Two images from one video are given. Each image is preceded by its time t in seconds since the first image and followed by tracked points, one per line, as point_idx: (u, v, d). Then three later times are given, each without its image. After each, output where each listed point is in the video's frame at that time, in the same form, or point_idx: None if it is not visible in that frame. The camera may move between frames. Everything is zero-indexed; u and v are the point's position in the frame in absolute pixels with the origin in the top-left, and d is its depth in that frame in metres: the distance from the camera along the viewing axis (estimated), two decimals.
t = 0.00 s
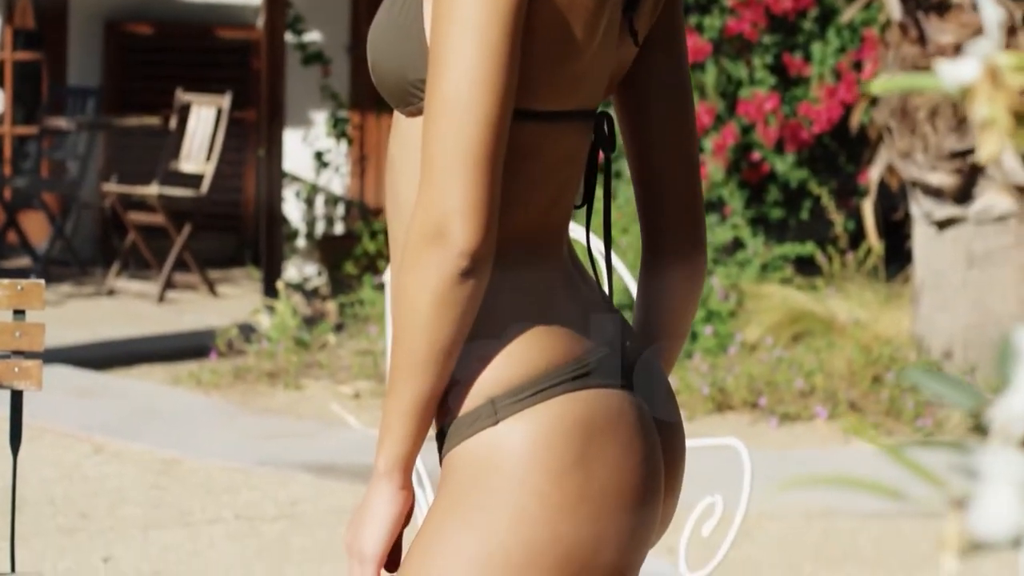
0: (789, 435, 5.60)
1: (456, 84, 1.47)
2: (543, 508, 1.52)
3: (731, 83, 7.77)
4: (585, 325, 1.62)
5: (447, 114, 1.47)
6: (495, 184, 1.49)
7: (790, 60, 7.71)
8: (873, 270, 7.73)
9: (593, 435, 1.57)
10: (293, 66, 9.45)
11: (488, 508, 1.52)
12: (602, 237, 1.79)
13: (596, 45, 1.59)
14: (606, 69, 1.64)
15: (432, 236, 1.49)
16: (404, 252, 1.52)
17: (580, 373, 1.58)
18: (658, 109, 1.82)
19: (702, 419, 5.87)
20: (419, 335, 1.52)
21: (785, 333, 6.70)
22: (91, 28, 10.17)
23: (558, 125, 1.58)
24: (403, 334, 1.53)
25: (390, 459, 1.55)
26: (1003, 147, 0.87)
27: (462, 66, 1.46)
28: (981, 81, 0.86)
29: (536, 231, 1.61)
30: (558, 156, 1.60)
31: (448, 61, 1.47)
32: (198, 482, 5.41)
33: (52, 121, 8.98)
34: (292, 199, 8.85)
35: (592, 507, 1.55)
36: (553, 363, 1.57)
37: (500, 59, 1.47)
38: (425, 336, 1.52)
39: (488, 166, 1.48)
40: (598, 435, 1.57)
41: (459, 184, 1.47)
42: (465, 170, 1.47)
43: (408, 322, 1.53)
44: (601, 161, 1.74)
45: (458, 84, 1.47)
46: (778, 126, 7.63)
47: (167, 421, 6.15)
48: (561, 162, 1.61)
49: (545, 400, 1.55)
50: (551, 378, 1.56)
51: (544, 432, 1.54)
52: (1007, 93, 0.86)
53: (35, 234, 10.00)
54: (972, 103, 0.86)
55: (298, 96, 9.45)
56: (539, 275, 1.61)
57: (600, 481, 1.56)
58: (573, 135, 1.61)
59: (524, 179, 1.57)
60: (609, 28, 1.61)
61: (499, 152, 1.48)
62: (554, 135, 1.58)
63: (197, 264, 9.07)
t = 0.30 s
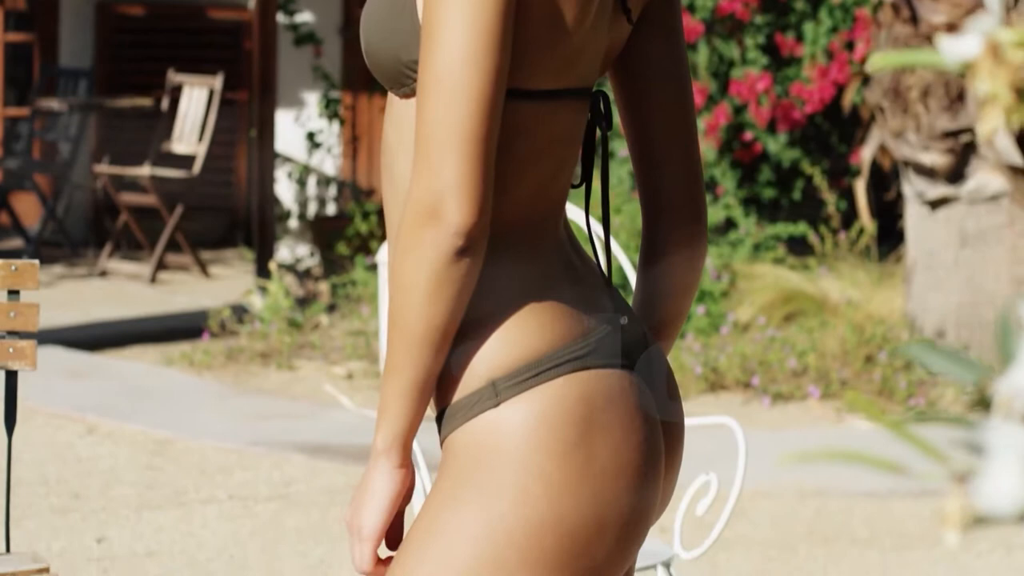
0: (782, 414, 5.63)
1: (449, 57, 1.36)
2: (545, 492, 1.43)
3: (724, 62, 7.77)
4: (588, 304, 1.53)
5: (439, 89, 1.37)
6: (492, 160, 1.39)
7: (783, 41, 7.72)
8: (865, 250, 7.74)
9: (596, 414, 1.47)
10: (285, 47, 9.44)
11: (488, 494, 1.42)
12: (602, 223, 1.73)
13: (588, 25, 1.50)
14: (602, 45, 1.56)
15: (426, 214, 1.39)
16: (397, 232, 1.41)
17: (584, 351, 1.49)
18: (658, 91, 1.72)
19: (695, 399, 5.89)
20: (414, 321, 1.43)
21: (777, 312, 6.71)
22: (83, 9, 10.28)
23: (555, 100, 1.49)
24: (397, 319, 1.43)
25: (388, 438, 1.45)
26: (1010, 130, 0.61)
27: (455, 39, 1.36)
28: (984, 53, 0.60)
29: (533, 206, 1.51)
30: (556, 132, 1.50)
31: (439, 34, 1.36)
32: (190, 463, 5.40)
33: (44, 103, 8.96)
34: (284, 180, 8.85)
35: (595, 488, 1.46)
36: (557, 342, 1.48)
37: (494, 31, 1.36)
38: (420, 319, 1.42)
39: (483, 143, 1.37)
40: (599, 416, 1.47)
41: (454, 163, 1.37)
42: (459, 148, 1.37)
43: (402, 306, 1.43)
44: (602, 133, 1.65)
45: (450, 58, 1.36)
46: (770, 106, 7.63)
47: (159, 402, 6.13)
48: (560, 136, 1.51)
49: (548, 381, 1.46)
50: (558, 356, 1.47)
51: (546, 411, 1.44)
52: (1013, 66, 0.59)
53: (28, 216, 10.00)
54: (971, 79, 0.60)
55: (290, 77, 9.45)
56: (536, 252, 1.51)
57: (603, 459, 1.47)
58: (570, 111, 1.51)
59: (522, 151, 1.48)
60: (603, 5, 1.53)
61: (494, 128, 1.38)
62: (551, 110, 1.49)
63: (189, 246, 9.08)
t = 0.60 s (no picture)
0: (773, 389, 5.64)
1: (439, 35, 1.39)
2: (546, 466, 1.44)
3: (715, 37, 7.82)
4: (583, 282, 1.54)
5: (430, 64, 1.39)
6: (483, 135, 1.40)
7: (774, 15, 7.68)
8: (856, 224, 7.75)
9: (596, 389, 1.48)
10: (275, 21, 9.42)
11: (487, 469, 1.43)
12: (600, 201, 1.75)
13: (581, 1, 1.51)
14: (594, 22, 1.57)
15: (418, 189, 1.40)
16: (393, 207, 1.43)
17: (581, 328, 1.50)
18: (652, 68, 1.73)
19: (686, 373, 5.91)
20: (409, 297, 1.44)
21: (768, 287, 6.72)
22: None
23: (549, 75, 1.50)
24: (393, 294, 1.45)
25: (387, 411, 1.47)
26: (1006, 87, 0.92)
27: (444, 16, 1.38)
28: (985, 24, 0.91)
29: (529, 183, 1.52)
30: (549, 109, 1.51)
31: (431, 12, 1.39)
32: (184, 438, 5.42)
33: (34, 78, 8.93)
34: (275, 156, 8.84)
35: (595, 461, 1.47)
36: (555, 319, 1.49)
37: (483, 7, 1.39)
38: (415, 294, 1.43)
39: (473, 118, 1.39)
40: (597, 389, 1.48)
41: (444, 136, 1.39)
42: (449, 124, 1.39)
43: (397, 282, 1.44)
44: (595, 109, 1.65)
45: (440, 35, 1.39)
46: (760, 81, 7.63)
47: (151, 378, 6.15)
48: (554, 113, 1.52)
49: (545, 356, 1.47)
50: (556, 332, 1.48)
51: (544, 385, 1.46)
52: (1012, 39, 0.90)
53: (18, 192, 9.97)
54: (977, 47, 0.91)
55: (281, 52, 9.44)
56: (532, 231, 1.52)
57: (603, 432, 1.48)
58: (563, 86, 1.52)
59: (514, 130, 1.49)
60: None
61: (485, 103, 1.40)
62: (545, 87, 1.50)
63: (180, 222, 9.06)
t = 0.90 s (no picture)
0: (764, 365, 5.66)
1: (431, 14, 1.40)
2: (544, 445, 1.46)
3: (704, 14, 7.77)
4: (576, 259, 1.55)
5: (421, 43, 1.41)
6: (474, 113, 1.42)
7: None
8: (845, 201, 7.77)
9: (592, 368, 1.50)
10: None
11: (484, 447, 1.45)
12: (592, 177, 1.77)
13: None
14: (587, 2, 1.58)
15: (409, 167, 1.42)
16: (385, 187, 1.45)
17: (577, 305, 1.51)
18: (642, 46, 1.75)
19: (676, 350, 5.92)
20: (403, 276, 1.45)
21: (757, 264, 6.72)
22: None
23: (541, 54, 1.51)
24: (387, 273, 1.46)
25: (382, 387, 1.48)
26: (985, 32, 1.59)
27: None
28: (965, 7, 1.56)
29: (520, 162, 1.53)
30: (543, 88, 1.52)
31: None
32: (173, 415, 5.43)
33: (22, 56, 8.90)
34: (264, 134, 8.83)
35: (595, 439, 1.48)
36: (550, 296, 1.50)
37: None
38: (409, 272, 1.45)
39: (464, 96, 1.41)
40: (594, 366, 1.50)
41: (435, 115, 1.41)
42: (440, 101, 1.41)
43: (391, 260, 1.45)
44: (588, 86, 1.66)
45: (430, 14, 1.40)
46: (750, 57, 7.65)
47: (140, 355, 6.15)
48: (548, 92, 1.53)
49: (541, 334, 1.48)
50: (552, 310, 1.49)
51: (540, 363, 1.47)
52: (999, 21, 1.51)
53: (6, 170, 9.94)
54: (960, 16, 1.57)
55: (270, 30, 9.42)
56: (527, 210, 1.53)
57: (601, 410, 1.49)
58: (556, 64, 1.53)
59: (509, 108, 1.50)
60: None
61: (476, 81, 1.42)
62: (538, 66, 1.51)
63: (169, 200, 9.04)
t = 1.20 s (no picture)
0: (754, 342, 5.68)
1: None
2: (544, 422, 1.47)
3: None
4: (570, 237, 1.56)
5: (415, 22, 1.42)
6: (468, 91, 1.43)
7: None
8: (835, 177, 7.78)
9: (589, 344, 1.51)
10: None
11: (483, 425, 1.46)
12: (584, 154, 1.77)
13: None
14: None
15: (403, 144, 1.43)
16: (380, 165, 1.46)
17: (572, 282, 1.52)
18: (634, 23, 1.76)
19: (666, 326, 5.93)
20: (398, 254, 1.46)
21: (747, 240, 6.74)
22: None
23: (534, 32, 1.52)
24: (383, 250, 1.47)
25: (378, 364, 1.50)
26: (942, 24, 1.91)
27: None
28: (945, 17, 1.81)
29: (513, 140, 1.54)
30: (536, 64, 1.53)
31: None
32: (163, 392, 5.44)
33: (11, 34, 8.86)
34: (253, 111, 8.83)
35: (593, 417, 1.50)
36: (545, 274, 1.51)
37: None
38: (405, 250, 1.46)
39: (457, 74, 1.42)
40: (591, 342, 1.51)
41: (429, 93, 1.41)
42: (433, 79, 1.42)
43: (387, 237, 1.46)
44: (579, 62, 1.67)
45: None
46: (739, 34, 7.65)
47: (129, 332, 6.16)
48: (541, 67, 1.54)
49: (538, 312, 1.49)
50: (547, 287, 1.51)
51: (536, 340, 1.48)
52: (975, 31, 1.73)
53: None
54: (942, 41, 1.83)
55: (258, 7, 9.40)
56: (521, 186, 1.55)
57: (599, 387, 1.51)
58: (549, 44, 1.54)
59: (501, 86, 1.51)
60: None
61: (468, 59, 1.42)
62: (530, 45, 1.52)
63: (158, 177, 9.03)
